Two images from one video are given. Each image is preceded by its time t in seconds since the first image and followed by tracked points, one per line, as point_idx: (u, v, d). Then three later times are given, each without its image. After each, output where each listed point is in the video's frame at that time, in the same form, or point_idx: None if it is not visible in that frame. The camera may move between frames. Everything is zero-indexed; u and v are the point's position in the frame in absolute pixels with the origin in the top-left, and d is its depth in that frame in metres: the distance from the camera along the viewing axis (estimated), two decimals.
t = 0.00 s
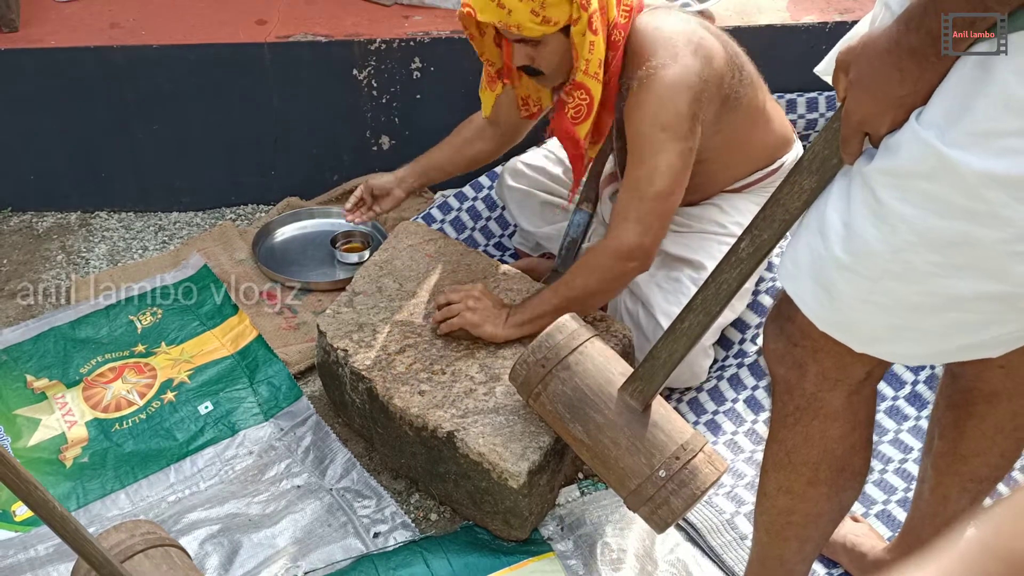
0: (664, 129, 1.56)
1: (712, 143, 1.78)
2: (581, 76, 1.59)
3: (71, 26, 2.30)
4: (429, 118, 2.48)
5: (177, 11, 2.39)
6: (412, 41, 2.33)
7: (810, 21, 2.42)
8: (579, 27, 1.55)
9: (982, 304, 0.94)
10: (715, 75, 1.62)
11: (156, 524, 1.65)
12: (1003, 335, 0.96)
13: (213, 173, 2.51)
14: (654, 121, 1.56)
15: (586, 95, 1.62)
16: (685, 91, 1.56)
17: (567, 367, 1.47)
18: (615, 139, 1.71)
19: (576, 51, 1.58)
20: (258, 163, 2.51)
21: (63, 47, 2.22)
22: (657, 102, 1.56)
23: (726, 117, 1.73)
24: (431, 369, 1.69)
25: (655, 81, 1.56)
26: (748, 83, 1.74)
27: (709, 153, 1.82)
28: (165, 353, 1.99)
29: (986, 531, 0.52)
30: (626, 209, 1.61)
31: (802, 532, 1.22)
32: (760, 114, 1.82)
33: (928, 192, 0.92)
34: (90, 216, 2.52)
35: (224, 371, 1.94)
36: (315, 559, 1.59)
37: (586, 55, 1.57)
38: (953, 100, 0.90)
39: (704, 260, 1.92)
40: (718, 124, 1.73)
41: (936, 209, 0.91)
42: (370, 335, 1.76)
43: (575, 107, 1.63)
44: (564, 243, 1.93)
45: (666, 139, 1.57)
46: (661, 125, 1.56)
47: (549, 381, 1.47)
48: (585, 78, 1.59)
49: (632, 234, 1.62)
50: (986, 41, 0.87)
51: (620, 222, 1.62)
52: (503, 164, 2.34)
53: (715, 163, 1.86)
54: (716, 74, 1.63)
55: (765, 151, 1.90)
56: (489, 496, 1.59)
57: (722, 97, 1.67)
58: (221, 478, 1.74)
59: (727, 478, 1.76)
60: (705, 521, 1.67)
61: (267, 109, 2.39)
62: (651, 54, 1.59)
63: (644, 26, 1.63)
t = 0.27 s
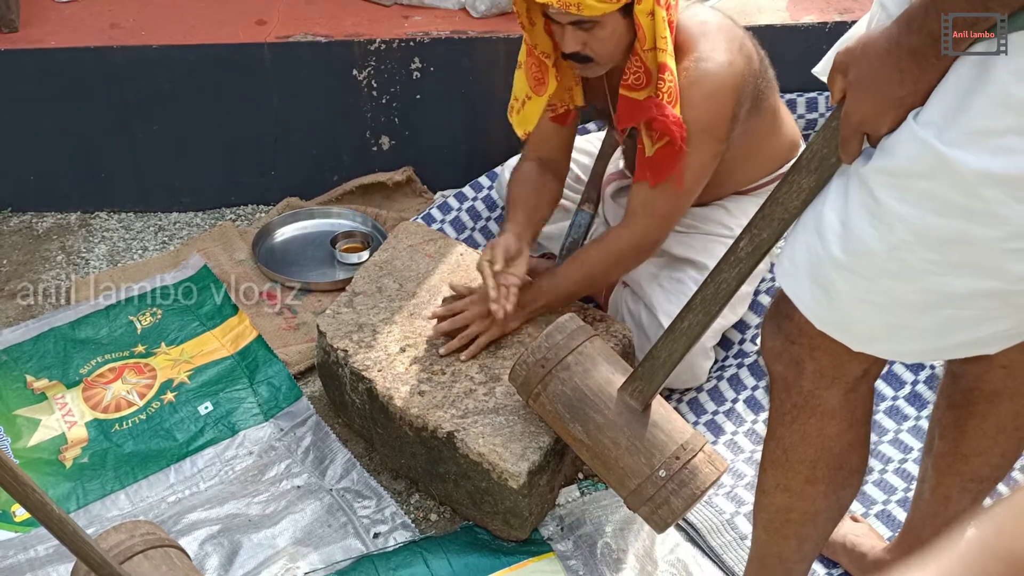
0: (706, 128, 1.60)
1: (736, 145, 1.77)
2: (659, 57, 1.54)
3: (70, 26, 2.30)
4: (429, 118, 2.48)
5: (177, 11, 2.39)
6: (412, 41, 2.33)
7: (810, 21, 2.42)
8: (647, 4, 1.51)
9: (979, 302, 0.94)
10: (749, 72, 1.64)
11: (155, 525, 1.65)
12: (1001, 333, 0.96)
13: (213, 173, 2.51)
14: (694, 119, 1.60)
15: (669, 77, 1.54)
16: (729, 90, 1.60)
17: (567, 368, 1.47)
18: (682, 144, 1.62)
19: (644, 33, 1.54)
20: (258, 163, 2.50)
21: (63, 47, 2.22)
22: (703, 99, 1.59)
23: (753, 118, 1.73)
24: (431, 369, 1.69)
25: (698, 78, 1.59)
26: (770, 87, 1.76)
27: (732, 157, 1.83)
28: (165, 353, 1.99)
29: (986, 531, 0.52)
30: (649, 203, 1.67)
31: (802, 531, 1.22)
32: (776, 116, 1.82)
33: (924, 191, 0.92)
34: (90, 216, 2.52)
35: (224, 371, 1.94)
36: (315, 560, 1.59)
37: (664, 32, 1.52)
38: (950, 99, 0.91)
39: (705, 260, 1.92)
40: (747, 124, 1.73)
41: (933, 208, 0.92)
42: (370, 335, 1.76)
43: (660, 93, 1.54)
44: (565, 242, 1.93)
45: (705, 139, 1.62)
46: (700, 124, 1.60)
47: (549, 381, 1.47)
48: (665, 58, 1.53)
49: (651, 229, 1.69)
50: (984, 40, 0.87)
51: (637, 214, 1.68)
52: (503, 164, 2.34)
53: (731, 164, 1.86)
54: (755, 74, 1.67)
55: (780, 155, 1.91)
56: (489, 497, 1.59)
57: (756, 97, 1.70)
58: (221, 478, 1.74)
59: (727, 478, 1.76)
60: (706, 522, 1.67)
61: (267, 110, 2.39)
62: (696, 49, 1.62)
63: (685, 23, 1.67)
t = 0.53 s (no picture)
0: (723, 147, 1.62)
1: (751, 154, 1.77)
2: (669, 81, 1.55)
3: (71, 27, 2.30)
4: (429, 119, 2.48)
5: (177, 12, 2.39)
6: (412, 42, 2.33)
7: (810, 22, 2.42)
8: (663, 27, 1.52)
9: (977, 301, 0.94)
10: (770, 85, 1.66)
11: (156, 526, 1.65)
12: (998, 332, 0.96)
13: (213, 174, 2.51)
14: (715, 136, 1.61)
15: (677, 103, 1.56)
16: (750, 108, 1.61)
17: (567, 369, 1.47)
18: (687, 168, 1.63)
19: (658, 54, 1.55)
20: (258, 164, 2.50)
21: (63, 49, 2.22)
22: (723, 116, 1.60)
23: (768, 128, 1.74)
24: (432, 370, 1.69)
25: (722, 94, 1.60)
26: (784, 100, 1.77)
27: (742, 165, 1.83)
28: (165, 354, 1.99)
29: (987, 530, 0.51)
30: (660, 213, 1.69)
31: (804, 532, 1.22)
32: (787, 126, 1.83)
33: (922, 189, 0.92)
34: (91, 217, 2.52)
35: (225, 372, 1.94)
36: (316, 561, 1.59)
37: (676, 58, 1.54)
38: (948, 98, 0.90)
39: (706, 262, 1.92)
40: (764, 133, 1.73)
41: (930, 207, 0.91)
42: (371, 337, 1.76)
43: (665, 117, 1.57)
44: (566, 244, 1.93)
45: (722, 156, 1.63)
46: (718, 140, 1.61)
47: (549, 384, 1.47)
48: (673, 84, 1.55)
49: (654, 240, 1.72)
50: (983, 40, 0.87)
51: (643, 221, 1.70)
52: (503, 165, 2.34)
53: (741, 171, 1.86)
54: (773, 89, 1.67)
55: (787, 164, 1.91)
56: (490, 498, 1.59)
57: (773, 110, 1.71)
58: (221, 480, 1.74)
59: (727, 480, 1.76)
60: (706, 523, 1.66)
61: (268, 110, 2.39)
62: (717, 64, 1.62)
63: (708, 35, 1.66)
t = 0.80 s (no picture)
0: (733, 146, 1.62)
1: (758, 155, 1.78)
2: (678, 79, 1.57)
3: (71, 28, 2.30)
4: (430, 119, 2.48)
5: (177, 13, 2.39)
6: (413, 43, 2.33)
7: (810, 23, 2.42)
8: (678, 22, 1.54)
9: (975, 300, 0.94)
10: (780, 87, 1.66)
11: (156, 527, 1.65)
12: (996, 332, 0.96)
13: (213, 175, 2.51)
14: (724, 135, 1.60)
15: (684, 101, 1.58)
16: (762, 108, 1.61)
17: (567, 368, 1.47)
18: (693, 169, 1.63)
19: (671, 49, 1.57)
20: (259, 165, 2.50)
21: (63, 49, 2.22)
22: (734, 115, 1.60)
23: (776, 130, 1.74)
24: (432, 371, 1.69)
25: (734, 93, 1.60)
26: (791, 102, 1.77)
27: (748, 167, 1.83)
28: (166, 355, 1.99)
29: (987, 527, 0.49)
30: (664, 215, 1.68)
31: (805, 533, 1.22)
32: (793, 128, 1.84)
33: (921, 187, 0.92)
34: (91, 217, 2.52)
35: (225, 373, 1.94)
36: (317, 562, 1.59)
37: (686, 55, 1.56)
38: (949, 95, 0.90)
39: (706, 263, 1.91)
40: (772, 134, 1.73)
41: (929, 204, 0.91)
42: (371, 338, 1.76)
43: (671, 112, 1.59)
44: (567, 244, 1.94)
45: (730, 156, 1.63)
46: (728, 140, 1.61)
47: (550, 381, 1.47)
48: (683, 81, 1.57)
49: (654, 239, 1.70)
50: (983, 40, 0.87)
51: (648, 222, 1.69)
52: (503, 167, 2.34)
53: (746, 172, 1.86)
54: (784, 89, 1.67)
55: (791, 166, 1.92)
56: (490, 499, 1.59)
57: (783, 111, 1.71)
58: (222, 481, 1.74)
59: (728, 481, 1.76)
60: (707, 524, 1.66)
61: (268, 111, 2.39)
62: (732, 63, 1.62)
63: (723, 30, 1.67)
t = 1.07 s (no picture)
0: (746, 141, 1.62)
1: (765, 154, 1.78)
2: (689, 68, 1.56)
3: (71, 29, 2.30)
4: (430, 119, 2.48)
5: (177, 13, 2.40)
6: (413, 43, 2.33)
7: (810, 23, 2.42)
8: (681, 13, 1.53)
9: (1000, 304, 0.94)
10: (780, 82, 1.67)
11: (155, 527, 1.65)
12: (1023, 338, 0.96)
13: (214, 176, 2.51)
14: (737, 132, 1.62)
15: (697, 89, 1.57)
16: (763, 103, 1.63)
17: (567, 367, 1.47)
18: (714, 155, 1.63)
19: (677, 40, 1.57)
20: (259, 165, 2.51)
21: (63, 50, 2.22)
22: (738, 112, 1.62)
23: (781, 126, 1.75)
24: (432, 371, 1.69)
25: (736, 89, 1.61)
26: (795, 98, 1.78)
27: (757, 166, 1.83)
28: (166, 355, 1.99)
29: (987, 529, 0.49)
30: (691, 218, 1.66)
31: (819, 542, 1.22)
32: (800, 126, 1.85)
33: (941, 188, 0.92)
34: (91, 217, 2.52)
35: (225, 373, 1.94)
36: (316, 562, 1.59)
37: (694, 45, 1.55)
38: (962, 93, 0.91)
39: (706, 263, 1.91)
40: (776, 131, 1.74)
41: (950, 206, 0.91)
42: (371, 338, 1.76)
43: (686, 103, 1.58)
44: (567, 243, 1.94)
45: (745, 152, 1.63)
46: (740, 136, 1.62)
47: (549, 380, 1.47)
48: (694, 70, 1.56)
49: (702, 245, 1.68)
50: (986, 40, 0.88)
51: (678, 229, 1.67)
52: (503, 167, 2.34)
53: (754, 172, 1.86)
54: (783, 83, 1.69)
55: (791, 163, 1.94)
56: (490, 499, 1.59)
57: (786, 103, 1.72)
58: (222, 481, 1.74)
59: (727, 480, 1.76)
60: (706, 524, 1.66)
61: (268, 111, 2.39)
62: (731, 56, 1.64)
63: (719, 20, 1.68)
